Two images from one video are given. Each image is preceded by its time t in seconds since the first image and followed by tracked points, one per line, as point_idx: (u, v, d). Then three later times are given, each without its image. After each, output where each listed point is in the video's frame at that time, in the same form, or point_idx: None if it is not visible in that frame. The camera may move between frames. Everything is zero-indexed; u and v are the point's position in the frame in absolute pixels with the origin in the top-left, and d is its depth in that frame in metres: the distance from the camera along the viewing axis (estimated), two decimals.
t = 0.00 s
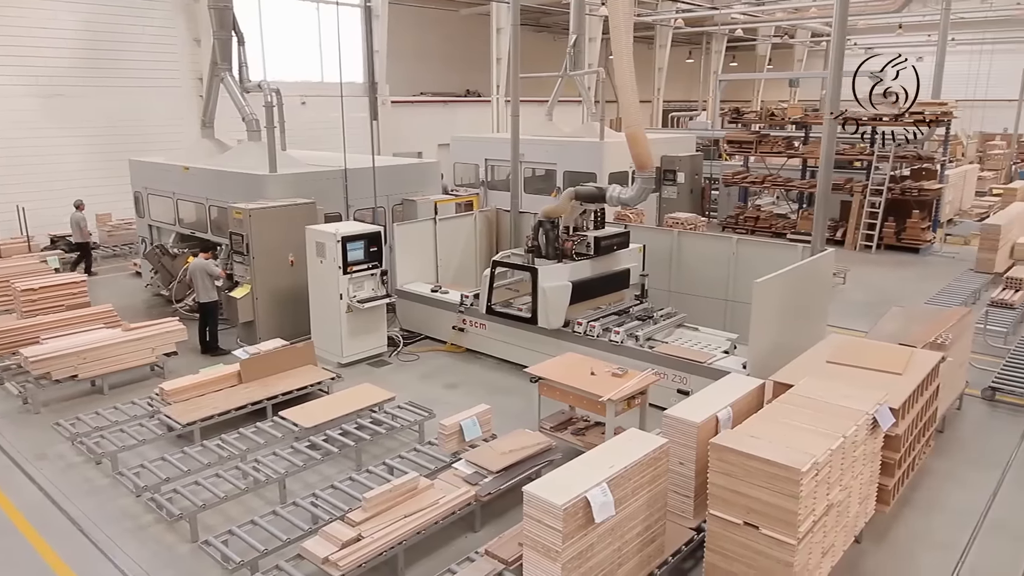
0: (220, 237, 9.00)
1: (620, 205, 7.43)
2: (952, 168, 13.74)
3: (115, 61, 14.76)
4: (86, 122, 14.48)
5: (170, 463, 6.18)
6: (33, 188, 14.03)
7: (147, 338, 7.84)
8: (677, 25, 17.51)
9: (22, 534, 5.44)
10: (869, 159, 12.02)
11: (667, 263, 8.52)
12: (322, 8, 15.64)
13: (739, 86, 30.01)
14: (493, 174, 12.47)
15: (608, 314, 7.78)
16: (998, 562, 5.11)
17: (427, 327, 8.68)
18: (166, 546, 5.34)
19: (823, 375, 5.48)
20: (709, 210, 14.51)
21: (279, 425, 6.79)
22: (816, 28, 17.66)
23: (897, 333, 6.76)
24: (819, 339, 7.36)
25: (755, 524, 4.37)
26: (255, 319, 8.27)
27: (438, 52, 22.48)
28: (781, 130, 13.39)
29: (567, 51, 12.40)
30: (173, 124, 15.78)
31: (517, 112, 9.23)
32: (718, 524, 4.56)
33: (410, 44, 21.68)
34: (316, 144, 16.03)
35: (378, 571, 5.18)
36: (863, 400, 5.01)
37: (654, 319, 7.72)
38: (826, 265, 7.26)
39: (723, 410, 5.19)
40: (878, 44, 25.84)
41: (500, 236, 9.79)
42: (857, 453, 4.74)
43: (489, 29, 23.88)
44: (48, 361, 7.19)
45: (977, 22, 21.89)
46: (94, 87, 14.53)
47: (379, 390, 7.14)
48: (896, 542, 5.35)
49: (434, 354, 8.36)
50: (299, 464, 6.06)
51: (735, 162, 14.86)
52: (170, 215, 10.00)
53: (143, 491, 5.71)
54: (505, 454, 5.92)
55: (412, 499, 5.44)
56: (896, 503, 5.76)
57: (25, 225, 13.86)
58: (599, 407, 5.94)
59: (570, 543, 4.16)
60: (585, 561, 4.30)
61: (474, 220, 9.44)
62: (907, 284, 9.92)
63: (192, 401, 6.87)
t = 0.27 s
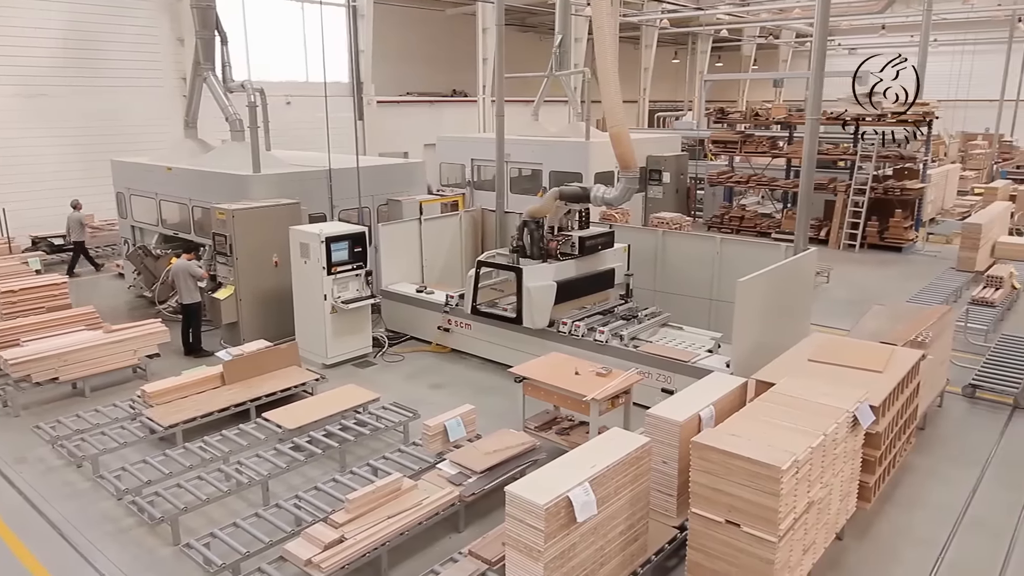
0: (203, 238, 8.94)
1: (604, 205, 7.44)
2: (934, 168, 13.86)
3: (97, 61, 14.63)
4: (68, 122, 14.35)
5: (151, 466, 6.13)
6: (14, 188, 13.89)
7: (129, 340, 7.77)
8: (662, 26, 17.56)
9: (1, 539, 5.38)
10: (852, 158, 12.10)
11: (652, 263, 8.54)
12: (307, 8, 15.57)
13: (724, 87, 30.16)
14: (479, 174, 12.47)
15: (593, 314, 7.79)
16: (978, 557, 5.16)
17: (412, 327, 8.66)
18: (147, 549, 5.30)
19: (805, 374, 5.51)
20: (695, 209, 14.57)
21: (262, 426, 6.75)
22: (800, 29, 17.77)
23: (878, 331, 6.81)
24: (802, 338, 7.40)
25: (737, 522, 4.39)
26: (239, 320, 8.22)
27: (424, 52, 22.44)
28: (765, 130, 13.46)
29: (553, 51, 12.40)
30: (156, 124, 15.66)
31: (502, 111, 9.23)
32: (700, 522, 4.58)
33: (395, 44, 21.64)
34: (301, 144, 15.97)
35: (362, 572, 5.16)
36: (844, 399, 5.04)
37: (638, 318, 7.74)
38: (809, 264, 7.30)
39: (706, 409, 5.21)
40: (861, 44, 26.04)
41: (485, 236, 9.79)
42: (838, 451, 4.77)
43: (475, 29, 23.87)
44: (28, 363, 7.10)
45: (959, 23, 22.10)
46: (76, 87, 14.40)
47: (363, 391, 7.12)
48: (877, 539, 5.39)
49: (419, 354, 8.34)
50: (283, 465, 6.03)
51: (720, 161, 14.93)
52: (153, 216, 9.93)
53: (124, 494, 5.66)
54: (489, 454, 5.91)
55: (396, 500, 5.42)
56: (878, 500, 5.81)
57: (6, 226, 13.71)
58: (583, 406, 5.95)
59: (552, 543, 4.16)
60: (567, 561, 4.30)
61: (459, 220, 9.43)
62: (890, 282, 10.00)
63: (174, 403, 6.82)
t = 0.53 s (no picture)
0: (180, 239, 8.86)
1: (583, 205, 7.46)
2: (911, 167, 14.01)
3: (73, 60, 14.45)
4: (43, 121, 14.16)
5: (126, 470, 6.05)
6: None
7: (105, 342, 7.68)
8: (643, 26, 17.62)
9: None
10: (830, 158, 12.21)
11: (632, 262, 8.57)
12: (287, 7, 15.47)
13: (705, 87, 30.33)
14: (460, 174, 12.45)
15: (573, 313, 7.80)
16: (951, 551, 5.23)
17: (392, 328, 8.63)
18: (121, 554, 5.23)
19: (781, 371, 5.55)
20: (676, 209, 14.64)
21: (240, 429, 6.70)
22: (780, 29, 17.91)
23: (854, 328, 6.88)
24: (779, 336, 7.45)
25: (712, 520, 4.41)
26: (217, 322, 8.16)
27: (405, 52, 22.38)
28: (745, 130, 13.55)
29: (534, 51, 12.40)
30: (133, 124, 15.49)
31: (482, 111, 9.22)
32: (676, 520, 4.59)
33: (376, 44, 21.56)
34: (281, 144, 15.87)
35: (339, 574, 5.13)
36: (819, 396, 5.08)
37: (618, 318, 7.76)
38: (786, 263, 7.35)
39: (683, 408, 5.23)
40: (840, 45, 26.32)
41: (466, 236, 9.78)
42: (812, 447, 4.81)
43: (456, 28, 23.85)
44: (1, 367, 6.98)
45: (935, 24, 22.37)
46: (51, 86, 14.21)
47: (342, 392, 7.08)
48: (853, 534, 5.45)
49: (399, 355, 8.31)
50: (260, 468, 5.98)
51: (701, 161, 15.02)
52: (130, 217, 9.83)
53: (98, 498, 5.59)
54: (468, 454, 5.91)
55: (374, 502, 5.40)
56: (853, 496, 5.86)
57: None
58: (562, 406, 5.95)
59: (528, 542, 4.16)
60: (544, 560, 4.30)
61: (439, 220, 9.41)
62: (867, 281, 10.11)
63: (150, 406, 6.75)
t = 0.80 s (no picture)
0: (154, 241, 8.76)
1: (560, 204, 7.46)
2: (886, 165, 14.17)
3: (44, 59, 14.24)
4: (14, 122, 13.93)
5: (99, 475, 5.97)
6: None
7: (77, 346, 7.57)
8: (622, 26, 17.67)
9: None
10: (806, 157, 12.31)
11: (609, 262, 8.60)
12: (263, 7, 15.35)
13: (684, 87, 30.49)
14: (439, 174, 12.41)
15: (550, 313, 7.81)
16: (922, 544, 5.29)
17: (370, 328, 8.59)
18: (92, 560, 5.16)
19: (755, 369, 5.59)
20: (655, 208, 14.71)
21: (215, 432, 6.63)
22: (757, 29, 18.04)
23: (828, 325, 6.94)
24: (755, 334, 7.50)
25: (686, 517, 4.43)
26: (192, 324, 8.08)
27: (383, 52, 22.28)
28: (723, 129, 13.63)
29: (512, 51, 12.38)
30: (107, 125, 15.29)
31: (459, 111, 9.20)
32: (651, 517, 4.60)
33: (354, 43, 21.45)
34: (258, 145, 15.74)
35: None
36: (791, 393, 5.13)
37: (595, 317, 7.78)
38: (762, 261, 7.40)
39: (657, 406, 5.26)
40: (816, 45, 26.60)
41: (444, 236, 9.76)
42: (785, 444, 4.85)
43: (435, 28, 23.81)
44: None
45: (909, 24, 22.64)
46: (22, 86, 13.99)
47: (319, 394, 7.04)
48: (827, 529, 5.50)
49: (377, 356, 8.28)
50: (235, 471, 5.93)
51: (679, 160, 15.09)
52: (103, 219, 9.70)
53: (69, 504, 5.51)
54: (445, 455, 5.89)
55: (350, 504, 5.37)
56: (827, 491, 5.92)
57: None
58: (538, 405, 5.96)
59: (503, 542, 4.15)
60: (518, 560, 4.30)
61: (418, 220, 9.39)
62: (843, 278, 10.21)
63: (123, 410, 6.67)
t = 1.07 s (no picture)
0: (131, 242, 8.67)
1: (540, 204, 7.46)
2: (865, 165, 14.30)
3: (19, 59, 14.05)
4: None
5: (74, 479, 5.90)
6: None
7: (52, 349, 7.47)
8: (603, 26, 17.73)
9: None
10: (786, 156, 12.42)
11: (590, 262, 8.62)
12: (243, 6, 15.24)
13: (666, 87, 30.64)
14: (421, 174, 12.39)
15: (531, 313, 7.81)
16: (898, 539, 5.35)
17: (351, 329, 8.55)
18: (66, 566, 5.09)
19: (733, 367, 5.62)
20: (637, 208, 14.77)
21: (193, 435, 6.57)
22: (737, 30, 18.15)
23: (806, 323, 7.00)
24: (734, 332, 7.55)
25: (663, 515, 4.44)
26: (170, 326, 8.00)
27: (363, 52, 22.18)
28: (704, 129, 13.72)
29: (494, 51, 12.37)
30: (83, 125, 15.12)
31: (440, 111, 9.19)
32: (628, 516, 4.62)
33: (335, 43, 21.35)
34: (237, 145, 15.62)
35: None
36: (767, 391, 5.17)
37: (576, 317, 7.79)
38: (741, 260, 7.45)
39: (636, 405, 5.27)
40: (796, 45, 26.83)
41: (426, 237, 9.75)
42: (761, 441, 4.89)
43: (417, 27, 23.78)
44: None
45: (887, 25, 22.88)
46: None
47: (299, 396, 7.00)
48: (804, 526, 5.54)
49: (358, 357, 8.24)
50: (212, 474, 5.88)
51: (661, 160, 15.16)
52: (79, 220, 9.59)
53: (42, 510, 5.43)
54: (424, 456, 5.88)
55: (328, 506, 5.34)
56: (805, 488, 5.97)
57: None
58: (518, 405, 5.96)
59: (479, 543, 4.15)
60: (496, 560, 4.29)
61: (398, 221, 9.37)
62: (821, 277, 10.30)
63: (99, 414, 6.59)
